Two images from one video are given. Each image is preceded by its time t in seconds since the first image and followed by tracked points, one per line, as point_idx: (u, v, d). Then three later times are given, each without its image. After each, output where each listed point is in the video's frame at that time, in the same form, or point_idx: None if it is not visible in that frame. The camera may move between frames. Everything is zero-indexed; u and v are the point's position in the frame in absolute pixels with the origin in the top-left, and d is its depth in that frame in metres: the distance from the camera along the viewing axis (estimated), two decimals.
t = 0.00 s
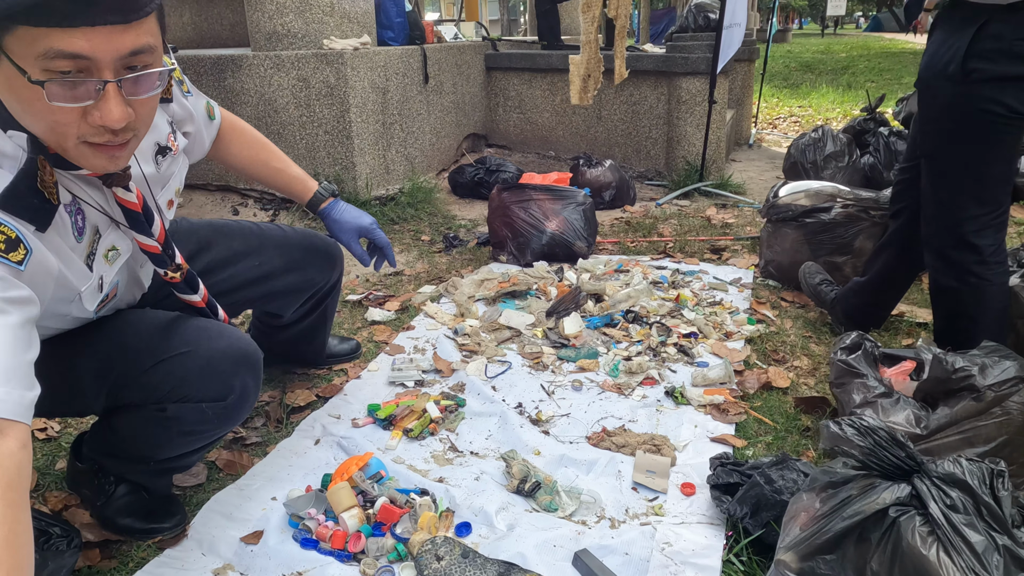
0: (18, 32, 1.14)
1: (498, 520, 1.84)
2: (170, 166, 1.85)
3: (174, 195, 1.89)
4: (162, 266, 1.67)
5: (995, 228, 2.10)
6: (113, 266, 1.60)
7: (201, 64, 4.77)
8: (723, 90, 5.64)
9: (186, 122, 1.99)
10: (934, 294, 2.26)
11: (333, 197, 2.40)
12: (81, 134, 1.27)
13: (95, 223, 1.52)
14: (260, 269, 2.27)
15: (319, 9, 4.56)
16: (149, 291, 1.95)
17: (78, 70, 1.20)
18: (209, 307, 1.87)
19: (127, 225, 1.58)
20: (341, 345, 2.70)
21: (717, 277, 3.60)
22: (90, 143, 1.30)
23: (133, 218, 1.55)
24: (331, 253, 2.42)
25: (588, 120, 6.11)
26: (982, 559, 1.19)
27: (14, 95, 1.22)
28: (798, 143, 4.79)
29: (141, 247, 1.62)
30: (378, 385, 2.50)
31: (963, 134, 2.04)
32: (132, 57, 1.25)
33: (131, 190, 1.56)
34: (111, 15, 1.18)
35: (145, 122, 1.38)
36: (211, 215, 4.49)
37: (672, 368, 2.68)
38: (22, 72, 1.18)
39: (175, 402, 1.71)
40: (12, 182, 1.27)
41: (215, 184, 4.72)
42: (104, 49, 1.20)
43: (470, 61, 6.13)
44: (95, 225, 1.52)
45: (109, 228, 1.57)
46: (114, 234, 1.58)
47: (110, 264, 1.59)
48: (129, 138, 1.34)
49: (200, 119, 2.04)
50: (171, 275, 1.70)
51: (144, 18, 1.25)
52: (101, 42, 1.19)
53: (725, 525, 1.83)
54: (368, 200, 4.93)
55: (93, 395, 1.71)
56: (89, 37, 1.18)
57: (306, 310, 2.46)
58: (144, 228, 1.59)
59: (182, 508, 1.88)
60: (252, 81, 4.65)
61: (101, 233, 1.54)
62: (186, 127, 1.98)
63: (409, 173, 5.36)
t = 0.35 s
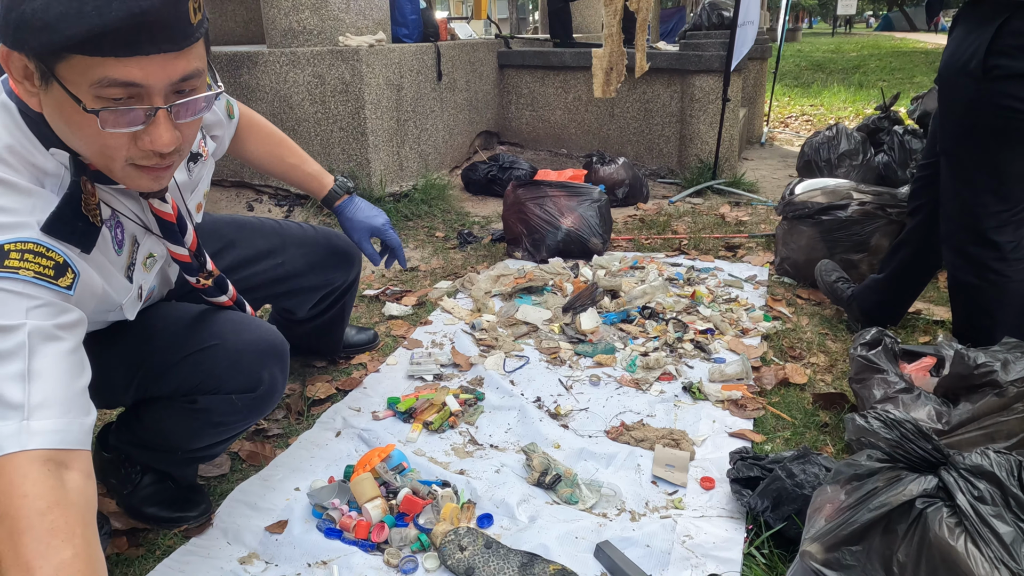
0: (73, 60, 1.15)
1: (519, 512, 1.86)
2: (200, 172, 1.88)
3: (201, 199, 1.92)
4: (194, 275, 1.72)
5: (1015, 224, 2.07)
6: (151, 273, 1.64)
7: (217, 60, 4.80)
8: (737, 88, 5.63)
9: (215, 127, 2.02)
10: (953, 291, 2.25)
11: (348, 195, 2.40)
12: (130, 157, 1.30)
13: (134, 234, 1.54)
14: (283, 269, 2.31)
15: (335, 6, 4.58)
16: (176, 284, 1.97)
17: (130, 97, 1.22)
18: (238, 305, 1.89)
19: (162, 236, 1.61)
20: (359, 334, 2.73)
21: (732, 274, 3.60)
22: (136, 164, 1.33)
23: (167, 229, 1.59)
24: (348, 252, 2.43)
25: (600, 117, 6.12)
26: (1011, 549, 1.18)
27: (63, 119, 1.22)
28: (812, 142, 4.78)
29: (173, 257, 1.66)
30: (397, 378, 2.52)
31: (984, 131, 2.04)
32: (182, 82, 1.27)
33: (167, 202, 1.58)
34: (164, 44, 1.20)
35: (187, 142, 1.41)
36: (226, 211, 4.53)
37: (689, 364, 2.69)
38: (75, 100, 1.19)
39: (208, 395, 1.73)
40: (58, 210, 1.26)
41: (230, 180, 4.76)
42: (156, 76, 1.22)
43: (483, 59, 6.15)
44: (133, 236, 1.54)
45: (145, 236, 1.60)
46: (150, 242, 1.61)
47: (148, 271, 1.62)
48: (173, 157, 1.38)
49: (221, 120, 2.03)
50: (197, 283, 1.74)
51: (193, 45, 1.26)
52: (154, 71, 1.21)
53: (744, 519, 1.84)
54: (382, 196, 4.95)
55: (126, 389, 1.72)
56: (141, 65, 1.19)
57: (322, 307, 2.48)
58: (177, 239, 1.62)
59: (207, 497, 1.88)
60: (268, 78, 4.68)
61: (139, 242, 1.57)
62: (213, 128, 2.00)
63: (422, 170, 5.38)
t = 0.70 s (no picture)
0: (74, 61, 1.19)
1: (521, 508, 1.89)
2: (208, 172, 1.91)
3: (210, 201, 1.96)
4: (195, 274, 1.75)
5: (1015, 228, 2.08)
6: (155, 275, 1.68)
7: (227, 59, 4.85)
8: (744, 88, 5.63)
9: (223, 131, 2.06)
10: (955, 293, 2.25)
11: (353, 209, 2.38)
12: (133, 155, 1.33)
13: (137, 235, 1.58)
14: (294, 279, 2.34)
15: (344, 6, 4.62)
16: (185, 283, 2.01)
17: (131, 95, 1.26)
18: (242, 306, 1.93)
19: (166, 235, 1.65)
20: (365, 332, 2.76)
21: (737, 274, 3.61)
22: (140, 163, 1.37)
23: (172, 228, 1.63)
24: (356, 267, 2.47)
25: (607, 117, 6.13)
26: (1000, 549, 1.21)
27: (68, 119, 1.26)
28: (819, 142, 4.78)
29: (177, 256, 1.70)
30: (402, 376, 2.55)
31: (985, 134, 2.05)
32: (181, 81, 1.30)
33: (170, 201, 1.62)
34: (161, 44, 1.24)
35: (189, 140, 1.44)
36: (236, 208, 4.57)
37: (692, 364, 2.71)
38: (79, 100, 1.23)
39: (207, 394, 1.77)
40: (52, 212, 1.28)
41: (239, 177, 4.81)
42: (155, 75, 1.25)
43: (491, 58, 6.17)
44: (136, 236, 1.58)
45: (149, 238, 1.63)
46: (155, 244, 1.65)
47: (152, 274, 1.66)
48: (175, 156, 1.41)
49: (233, 127, 2.11)
50: (202, 282, 1.78)
51: (190, 43, 1.30)
52: (154, 70, 1.25)
53: (744, 518, 1.86)
54: (390, 195, 4.99)
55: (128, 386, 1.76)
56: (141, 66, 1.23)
57: (328, 318, 2.51)
58: (178, 239, 1.67)
59: (214, 491, 1.92)
60: (278, 77, 4.72)
61: (143, 244, 1.61)
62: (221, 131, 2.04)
63: (430, 169, 5.42)
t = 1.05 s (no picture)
0: (70, 53, 1.21)
1: (523, 509, 1.90)
2: (212, 172, 1.93)
3: (216, 201, 1.98)
4: (196, 270, 1.77)
5: None
6: (152, 277, 1.68)
7: (235, 59, 4.88)
8: (751, 88, 5.62)
9: (231, 132, 2.08)
10: (959, 296, 2.24)
11: (362, 214, 2.40)
12: (128, 148, 1.35)
13: (134, 236, 1.60)
14: (300, 287, 2.37)
15: (351, 6, 4.63)
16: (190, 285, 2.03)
17: (126, 89, 1.28)
18: (243, 307, 1.95)
19: (167, 232, 1.68)
20: (370, 332, 2.79)
21: (741, 276, 3.61)
22: (137, 156, 1.38)
23: (172, 224, 1.64)
24: (364, 276, 2.49)
25: (614, 117, 6.13)
26: (996, 556, 1.22)
27: (65, 110, 1.29)
28: (825, 143, 4.77)
29: (178, 254, 1.72)
30: (406, 377, 2.57)
31: (992, 136, 2.06)
32: (176, 76, 1.33)
33: (171, 196, 1.63)
34: (156, 38, 1.26)
35: (186, 134, 1.46)
36: (242, 208, 4.60)
37: (696, 366, 2.72)
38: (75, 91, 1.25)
39: (205, 393, 1.79)
40: (32, 216, 1.28)
41: (246, 177, 4.84)
42: (149, 70, 1.27)
43: (498, 58, 6.18)
44: (133, 235, 1.60)
45: (148, 240, 1.66)
46: (154, 245, 1.67)
47: (149, 275, 1.66)
48: (172, 149, 1.42)
49: (244, 129, 2.13)
50: (205, 280, 1.80)
51: (187, 38, 1.32)
52: (147, 64, 1.27)
53: (745, 520, 1.87)
54: (396, 194, 5.01)
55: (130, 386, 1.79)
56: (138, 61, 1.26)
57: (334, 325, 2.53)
58: (180, 235, 1.68)
59: (220, 491, 1.94)
60: (285, 77, 4.74)
61: (141, 244, 1.63)
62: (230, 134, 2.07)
63: (436, 168, 5.44)
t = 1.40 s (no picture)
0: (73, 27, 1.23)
1: (531, 507, 1.90)
2: (210, 161, 1.93)
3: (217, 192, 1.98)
4: (197, 255, 1.78)
5: None
6: (153, 260, 1.69)
7: (243, 58, 4.89)
8: (759, 86, 5.60)
9: (227, 125, 2.07)
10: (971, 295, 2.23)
11: (363, 211, 2.39)
12: (129, 116, 1.36)
13: (134, 218, 1.61)
14: (309, 282, 2.38)
15: (359, 4, 4.63)
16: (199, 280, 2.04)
17: (125, 53, 1.29)
18: (248, 297, 1.99)
19: (166, 216, 1.69)
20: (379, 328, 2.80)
21: (749, 275, 3.61)
22: (136, 128, 1.40)
23: (171, 207, 1.66)
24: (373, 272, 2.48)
25: (621, 116, 6.12)
26: (1007, 556, 1.21)
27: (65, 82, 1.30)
28: (833, 142, 4.76)
29: (179, 238, 1.74)
30: (414, 375, 2.58)
31: None
32: (172, 39, 1.34)
33: (168, 178, 1.65)
34: None
35: (183, 105, 1.48)
36: (251, 206, 4.62)
37: (703, 365, 2.72)
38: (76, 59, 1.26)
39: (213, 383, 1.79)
40: (50, 193, 1.32)
41: (254, 175, 4.86)
42: (147, 32, 1.29)
43: (505, 56, 6.18)
44: (134, 218, 1.61)
45: (148, 223, 1.66)
46: (155, 229, 1.68)
47: (150, 259, 1.67)
48: (169, 120, 1.44)
49: (244, 125, 2.14)
50: (206, 266, 1.81)
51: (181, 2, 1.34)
52: (145, 26, 1.28)
53: (753, 519, 1.87)
54: (403, 192, 5.02)
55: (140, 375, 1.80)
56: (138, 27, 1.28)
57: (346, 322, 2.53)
58: (178, 219, 1.70)
59: (230, 487, 1.96)
60: (293, 75, 4.76)
61: (142, 228, 1.63)
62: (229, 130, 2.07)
63: (443, 167, 5.45)
